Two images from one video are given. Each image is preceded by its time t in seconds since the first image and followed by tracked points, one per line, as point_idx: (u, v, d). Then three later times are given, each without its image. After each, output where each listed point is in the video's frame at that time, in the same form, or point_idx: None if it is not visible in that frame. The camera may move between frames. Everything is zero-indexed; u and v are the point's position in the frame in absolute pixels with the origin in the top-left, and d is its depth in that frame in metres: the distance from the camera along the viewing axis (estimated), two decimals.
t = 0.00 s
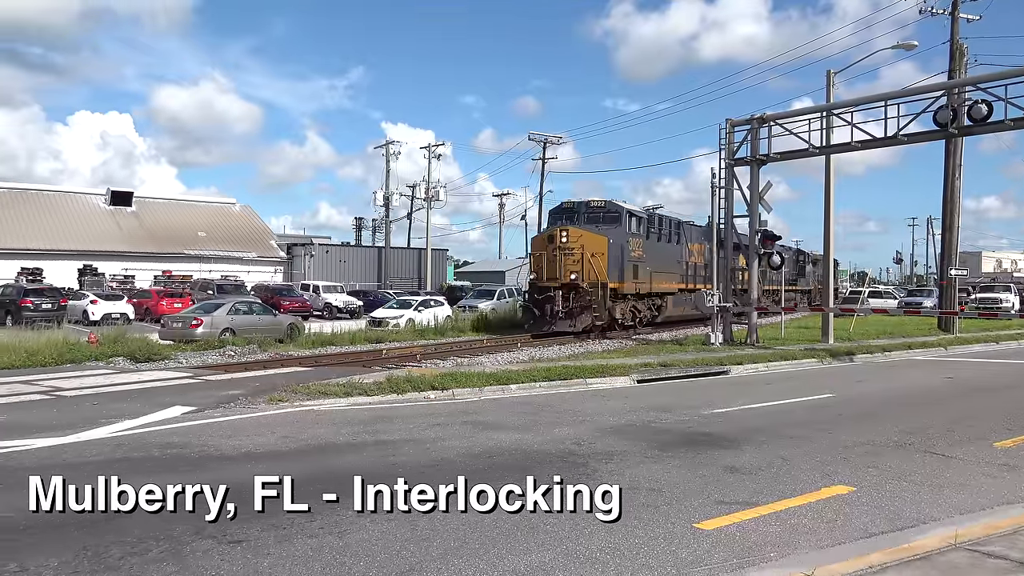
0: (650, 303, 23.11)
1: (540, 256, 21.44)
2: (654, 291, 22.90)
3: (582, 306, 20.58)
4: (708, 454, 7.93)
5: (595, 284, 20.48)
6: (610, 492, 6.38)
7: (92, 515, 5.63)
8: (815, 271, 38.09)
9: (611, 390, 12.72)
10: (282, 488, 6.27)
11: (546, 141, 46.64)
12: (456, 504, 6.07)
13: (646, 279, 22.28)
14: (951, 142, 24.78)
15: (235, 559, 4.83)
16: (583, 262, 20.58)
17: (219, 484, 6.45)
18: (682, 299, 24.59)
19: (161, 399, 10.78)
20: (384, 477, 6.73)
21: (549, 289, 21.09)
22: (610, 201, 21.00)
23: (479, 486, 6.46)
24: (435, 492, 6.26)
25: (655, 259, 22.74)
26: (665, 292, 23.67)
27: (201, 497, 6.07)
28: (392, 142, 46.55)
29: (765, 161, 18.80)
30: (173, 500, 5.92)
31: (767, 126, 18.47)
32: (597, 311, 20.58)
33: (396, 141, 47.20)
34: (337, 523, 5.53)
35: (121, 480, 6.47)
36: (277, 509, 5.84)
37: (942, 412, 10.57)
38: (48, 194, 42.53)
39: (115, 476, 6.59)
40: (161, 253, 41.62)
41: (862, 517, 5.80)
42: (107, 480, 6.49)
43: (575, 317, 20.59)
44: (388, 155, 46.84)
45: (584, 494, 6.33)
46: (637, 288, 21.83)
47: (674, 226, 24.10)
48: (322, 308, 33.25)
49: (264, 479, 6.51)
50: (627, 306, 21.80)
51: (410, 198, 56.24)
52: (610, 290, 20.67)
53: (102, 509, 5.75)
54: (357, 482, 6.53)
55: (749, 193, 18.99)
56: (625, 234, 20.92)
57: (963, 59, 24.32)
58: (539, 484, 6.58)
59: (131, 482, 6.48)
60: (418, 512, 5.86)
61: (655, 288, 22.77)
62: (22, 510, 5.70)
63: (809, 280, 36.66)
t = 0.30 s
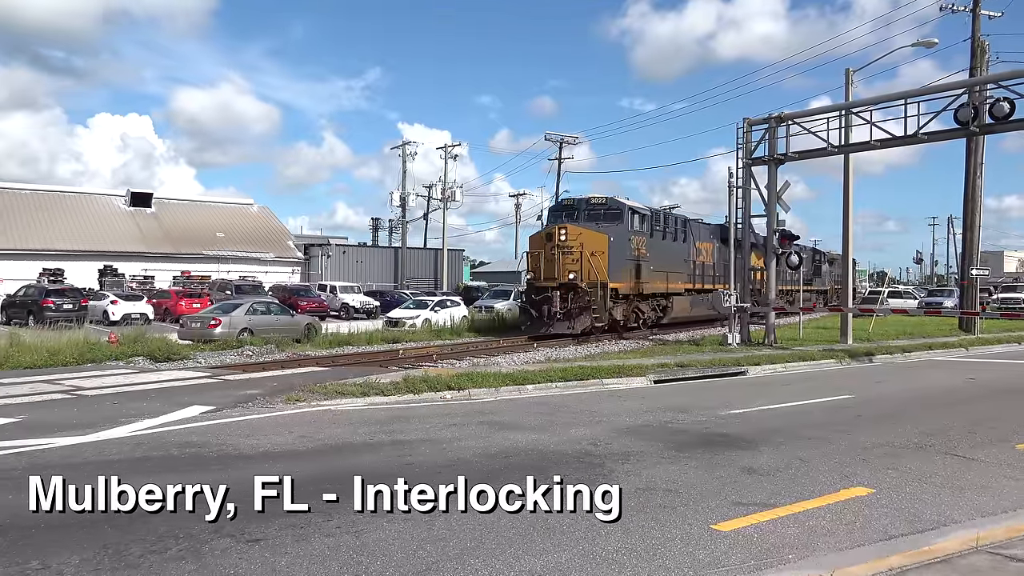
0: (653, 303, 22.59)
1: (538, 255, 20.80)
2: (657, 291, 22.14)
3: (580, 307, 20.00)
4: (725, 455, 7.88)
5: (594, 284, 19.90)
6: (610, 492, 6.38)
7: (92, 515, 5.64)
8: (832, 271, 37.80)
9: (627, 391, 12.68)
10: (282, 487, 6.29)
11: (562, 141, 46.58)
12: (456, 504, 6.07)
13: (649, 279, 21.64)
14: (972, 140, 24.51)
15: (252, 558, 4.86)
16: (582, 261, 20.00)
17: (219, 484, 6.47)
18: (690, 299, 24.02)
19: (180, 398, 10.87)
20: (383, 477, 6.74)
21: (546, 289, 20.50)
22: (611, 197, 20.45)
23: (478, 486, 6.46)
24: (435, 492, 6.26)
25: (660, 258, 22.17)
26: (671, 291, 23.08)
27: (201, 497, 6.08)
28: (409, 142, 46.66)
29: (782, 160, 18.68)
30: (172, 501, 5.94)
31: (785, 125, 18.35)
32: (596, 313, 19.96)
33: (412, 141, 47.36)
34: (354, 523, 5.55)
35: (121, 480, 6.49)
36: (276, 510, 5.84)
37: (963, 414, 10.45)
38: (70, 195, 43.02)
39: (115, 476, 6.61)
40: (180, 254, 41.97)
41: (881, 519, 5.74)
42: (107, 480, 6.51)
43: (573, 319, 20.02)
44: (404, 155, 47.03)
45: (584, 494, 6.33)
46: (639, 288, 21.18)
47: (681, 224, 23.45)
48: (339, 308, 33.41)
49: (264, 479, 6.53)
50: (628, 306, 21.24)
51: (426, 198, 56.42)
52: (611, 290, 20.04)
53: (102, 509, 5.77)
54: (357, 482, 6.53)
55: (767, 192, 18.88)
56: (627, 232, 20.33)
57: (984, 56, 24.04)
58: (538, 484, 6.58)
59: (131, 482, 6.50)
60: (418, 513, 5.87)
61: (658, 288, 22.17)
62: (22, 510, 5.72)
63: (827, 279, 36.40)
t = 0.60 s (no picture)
0: (652, 305, 22.06)
1: (531, 254, 20.45)
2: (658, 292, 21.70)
3: (572, 309, 19.40)
4: (738, 456, 7.84)
5: (588, 284, 19.43)
6: (610, 492, 6.38)
7: (93, 515, 5.66)
8: (845, 271, 37.57)
9: (639, 392, 12.64)
10: (284, 487, 6.31)
11: (574, 142, 46.54)
12: (456, 504, 6.07)
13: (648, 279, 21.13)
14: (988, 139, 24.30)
15: (266, 558, 4.88)
16: (576, 261, 19.60)
17: (218, 484, 6.49)
18: (692, 299, 23.47)
19: (195, 398, 10.93)
20: (383, 477, 6.75)
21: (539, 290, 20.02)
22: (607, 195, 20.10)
23: (478, 486, 6.46)
24: (435, 492, 6.26)
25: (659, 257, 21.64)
26: (671, 293, 22.52)
27: (201, 497, 6.10)
28: (421, 144, 46.75)
29: (796, 160, 18.58)
30: (171, 500, 5.96)
31: (799, 125, 18.26)
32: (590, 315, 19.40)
33: (424, 143, 47.45)
34: (367, 523, 5.56)
35: (121, 480, 6.51)
36: (276, 509, 5.85)
37: (979, 415, 10.35)
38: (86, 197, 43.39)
39: (115, 476, 6.63)
40: (194, 255, 42.19)
41: (897, 522, 5.70)
42: (107, 480, 6.54)
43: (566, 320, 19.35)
44: (416, 156, 47.13)
45: (584, 494, 6.33)
46: (637, 288, 20.73)
47: (684, 222, 22.90)
48: (352, 309, 33.51)
49: (264, 479, 6.54)
50: (625, 308, 20.69)
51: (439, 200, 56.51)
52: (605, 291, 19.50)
53: (102, 509, 5.79)
54: (357, 482, 6.54)
55: (781, 192, 18.78)
56: (624, 231, 19.89)
57: (1000, 55, 23.83)
58: (538, 484, 6.59)
59: (131, 482, 6.52)
60: (418, 513, 5.87)
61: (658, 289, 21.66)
62: (22, 510, 5.74)
63: (839, 279, 36.20)
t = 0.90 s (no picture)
0: (650, 306, 21.38)
1: (522, 253, 19.76)
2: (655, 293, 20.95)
3: (564, 312, 18.85)
4: (751, 458, 7.82)
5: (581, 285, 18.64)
6: (610, 491, 6.40)
7: (94, 515, 5.69)
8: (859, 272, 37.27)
9: (652, 393, 12.61)
10: (287, 487, 6.34)
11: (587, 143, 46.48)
12: (457, 504, 6.09)
13: (645, 280, 20.41)
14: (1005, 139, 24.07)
15: (280, 558, 4.90)
16: (569, 261, 18.84)
17: (219, 484, 6.52)
18: (692, 300, 22.86)
19: (209, 399, 11.01)
20: (383, 478, 6.78)
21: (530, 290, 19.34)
22: (602, 192, 19.38)
23: (479, 486, 6.48)
24: (435, 492, 6.28)
25: (658, 258, 20.98)
26: (670, 293, 21.85)
27: (202, 497, 6.13)
28: (434, 145, 46.86)
29: (810, 160, 18.49)
30: (175, 501, 5.99)
31: (813, 125, 18.17)
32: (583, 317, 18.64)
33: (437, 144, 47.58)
34: (380, 524, 5.58)
35: (121, 480, 6.54)
36: (277, 509, 5.88)
37: (996, 417, 10.25)
38: (102, 199, 43.79)
39: (116, 476, 6.67)
40: (208, 256, 42.42)
41: (912, 524, 5.66)
42: (107, 480, 6.57)
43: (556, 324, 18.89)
44: (429, 157, 47.26)
45: (584, 494, 6.35)
46: (634, 289, 20.01)
47: (685, 221, 22.22)
48: (365, 311, 33.60)
49: (264, 479, 6.58)
50: (622, 310, 19.95)
51: (451, 201, 56.61)
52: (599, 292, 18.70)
53: (103, 509, 5.82)
54: (357, 482, 6.57)
55: (795, 193, 18.69)
56: (620, 229, 19.14)
57: (1017, 53, 23.61)
58: (539, 484, 6.61)
59: (131, 482, 6.55)
60: (418, 513, 5.89)
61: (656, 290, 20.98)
62: (22, 510, 5.77)
63: (854, 280, 35.93)
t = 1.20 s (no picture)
0: (648, 307, 20.70)
1: (512, 253, 18.89)
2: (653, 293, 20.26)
3: (556, 313, 17.92)
4: (766, 459, 7.78)
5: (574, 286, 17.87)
6: (610, 492, 6.40)
7: (93, 514, 5.71)
8: (875, 272, 37.00)
9: (666, 394, 12.57)
10: (289, 487, 6.35)
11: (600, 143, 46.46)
12: (456, 504, 6.10)
13: (642, 281, 19.71)
14: None
15: (295, 557, 4.92)
16: (561, 260, 18.02)
17: (218, 484, 6.54)
18: (694, 300, 22.21)
19: (224, 399, 11.07)
20: (383, 478, 6.79)
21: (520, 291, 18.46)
22: (597, 188, 18.62)
23: (479, 486, 6.48)
24: (435, 492, 6.28)
25: (655, 256, 20.22)
26: (668, 294, 21.17)
27: (201, 497, 6.14)
28: (447, 146, 46.95)
29: (826, 160, 18.37)
30: (181, 501, 6.01)
31: (828, 124, 18.04)
32: (576, 318, 17.90)
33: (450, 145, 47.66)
34: (394, 524, 5.60)
35: (121, 480, 6.56)
36: (276, 510, 5.89)
37: (1014, 419, 10.15)
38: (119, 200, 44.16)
39: (115, 476, 6.68)
40: (224, 257, 42.67)
41: (930, 527, 5.61)
42: (107, 480, 6.59)
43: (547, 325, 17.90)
44: (443, 158, 47.36)
45: (584, 494, 6.35)
46: (630, 290, 19.26)
47: (687, 218, 21.55)
48: (380, 312, 33.68)
49: (264, 479, 6.60)
50: (617, 311, 19.22)
51: (465, 202, 56.67)
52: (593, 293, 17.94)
53: (102, 509, 5.84)
54: (357, 482, 6.58)
55: (811, 193, 18.57)
56: (616, 226, 18.40)
57: None
58: (538, 484, 6.62)
59: (131, 482, 6.57)
60: (418, 513, 5.89)
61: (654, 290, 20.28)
62: (22, 510, 5.78)
63: (869, 280, 35.66)
